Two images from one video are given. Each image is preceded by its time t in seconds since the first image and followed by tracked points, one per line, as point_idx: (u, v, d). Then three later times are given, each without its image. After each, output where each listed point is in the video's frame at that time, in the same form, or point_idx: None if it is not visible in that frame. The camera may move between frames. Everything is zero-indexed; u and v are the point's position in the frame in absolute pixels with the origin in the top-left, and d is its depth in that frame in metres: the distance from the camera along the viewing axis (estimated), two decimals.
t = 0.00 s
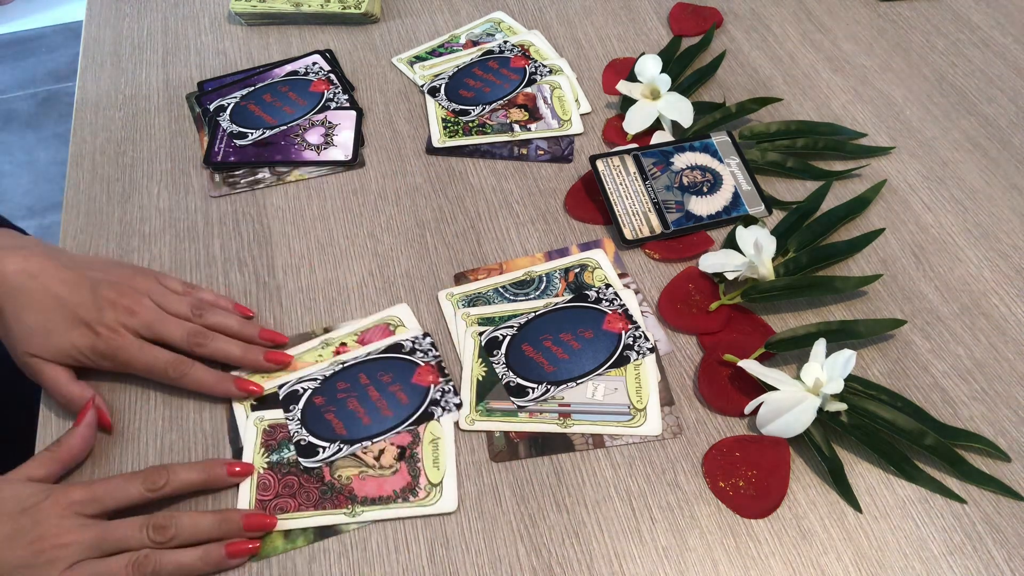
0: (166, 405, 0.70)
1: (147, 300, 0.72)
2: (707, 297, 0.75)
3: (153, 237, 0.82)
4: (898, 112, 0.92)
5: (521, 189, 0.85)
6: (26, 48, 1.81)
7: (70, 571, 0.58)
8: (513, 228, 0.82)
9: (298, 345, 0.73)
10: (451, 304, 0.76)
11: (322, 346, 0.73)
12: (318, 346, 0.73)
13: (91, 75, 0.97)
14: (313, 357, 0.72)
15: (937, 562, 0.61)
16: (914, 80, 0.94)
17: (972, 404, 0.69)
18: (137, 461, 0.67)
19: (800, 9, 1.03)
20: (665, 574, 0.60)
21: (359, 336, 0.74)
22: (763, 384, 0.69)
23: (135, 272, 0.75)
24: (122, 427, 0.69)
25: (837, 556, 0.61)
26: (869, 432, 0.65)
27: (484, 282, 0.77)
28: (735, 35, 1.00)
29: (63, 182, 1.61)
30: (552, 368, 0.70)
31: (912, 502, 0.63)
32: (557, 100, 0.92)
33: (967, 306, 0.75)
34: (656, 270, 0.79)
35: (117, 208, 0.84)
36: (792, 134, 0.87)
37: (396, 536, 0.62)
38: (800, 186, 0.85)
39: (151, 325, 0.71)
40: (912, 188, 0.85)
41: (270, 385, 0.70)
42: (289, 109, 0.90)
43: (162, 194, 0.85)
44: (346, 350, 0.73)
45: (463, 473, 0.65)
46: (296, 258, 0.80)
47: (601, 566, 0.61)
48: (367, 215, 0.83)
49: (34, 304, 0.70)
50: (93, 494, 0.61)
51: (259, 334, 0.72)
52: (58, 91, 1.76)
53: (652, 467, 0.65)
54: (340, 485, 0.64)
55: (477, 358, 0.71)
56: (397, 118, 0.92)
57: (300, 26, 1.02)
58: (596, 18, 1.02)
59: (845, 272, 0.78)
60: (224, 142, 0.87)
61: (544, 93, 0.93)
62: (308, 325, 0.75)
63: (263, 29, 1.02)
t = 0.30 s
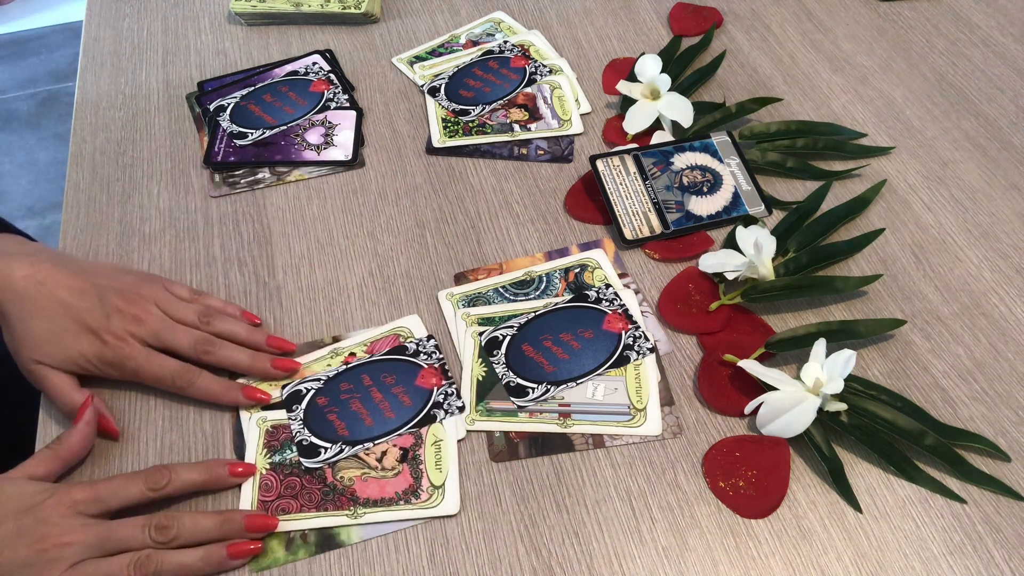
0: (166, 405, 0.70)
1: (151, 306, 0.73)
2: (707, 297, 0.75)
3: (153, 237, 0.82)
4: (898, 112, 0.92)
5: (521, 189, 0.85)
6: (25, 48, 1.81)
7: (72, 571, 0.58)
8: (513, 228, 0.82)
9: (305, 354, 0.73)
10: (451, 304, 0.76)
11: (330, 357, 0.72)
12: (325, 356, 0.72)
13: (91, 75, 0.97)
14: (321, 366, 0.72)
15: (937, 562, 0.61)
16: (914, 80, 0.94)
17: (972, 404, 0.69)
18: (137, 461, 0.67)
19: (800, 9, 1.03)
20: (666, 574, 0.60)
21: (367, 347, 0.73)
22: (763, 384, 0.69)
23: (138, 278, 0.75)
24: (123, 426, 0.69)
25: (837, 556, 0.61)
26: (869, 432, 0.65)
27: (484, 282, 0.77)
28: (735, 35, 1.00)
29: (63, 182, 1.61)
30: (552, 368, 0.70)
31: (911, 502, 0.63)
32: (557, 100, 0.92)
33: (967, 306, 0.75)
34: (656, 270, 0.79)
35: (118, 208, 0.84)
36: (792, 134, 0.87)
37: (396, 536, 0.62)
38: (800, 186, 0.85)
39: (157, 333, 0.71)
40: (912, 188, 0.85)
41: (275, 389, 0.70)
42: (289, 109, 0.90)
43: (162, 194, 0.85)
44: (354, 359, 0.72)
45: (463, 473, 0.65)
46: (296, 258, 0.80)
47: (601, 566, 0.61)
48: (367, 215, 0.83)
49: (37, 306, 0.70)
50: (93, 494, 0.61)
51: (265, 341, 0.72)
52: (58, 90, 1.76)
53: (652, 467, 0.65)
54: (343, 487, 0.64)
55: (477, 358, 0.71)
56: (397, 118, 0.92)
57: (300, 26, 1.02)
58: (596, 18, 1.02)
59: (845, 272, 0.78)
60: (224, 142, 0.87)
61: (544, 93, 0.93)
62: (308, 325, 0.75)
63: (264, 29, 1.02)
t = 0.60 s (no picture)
0: (166, 405, 0.70)
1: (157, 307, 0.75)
2: (707, 297, 0.75)
3: (153, 237, 0.82)
4: (898, 112, 0.92)
5: (520, 189, 0.85)
6: (26, 48, 1.82)
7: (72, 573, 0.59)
8: (513, 228, 0.82)
9: (305, 353, 0.73)
10: (451, 304, 0.76)
11: (330, 356, 0.72)
12: (325, 355, 0.72)
13: (92, 75, 0.97)
14: (321, 366, 0.72)
15: (937, 562, 0.61)
16: (914, 79, 0.94)
17: (972, 404, 0.69)
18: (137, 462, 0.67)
19: (800, 9, 1.03)
20: (666, 574, 0.60)
21: (367, 347, 0.73)
22: (763, 384, 0.69)
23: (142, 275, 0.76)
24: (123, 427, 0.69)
25: (837, 556, 0.61)
26: (869, 432, 0.65)
27: (484, 282, 0.77)
28: (735, 35, 1.00)
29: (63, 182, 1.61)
30: (552, 369, 0.70)
31: (912, 502, 0.63)
32: (557, 100, 0.93)
33: (967, 306, 0.75)
34: (656, 270, 0.79)
35: (117, 208, 0.84)
36: (792, 134, 0.87)
37: (395, 536, 0.62)
38: (799, 185, 0.85)
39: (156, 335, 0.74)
40: (912, 188, 0.85)
41: (275, 389, 0.70)
42: (289, 109, 0.90)
43: (162, 194, 0.85)
44: (354, 360, 0.72)
45: (463, 473, 0.65)
46: (296, 258, 0.80)
47: (601, 566, 0.61)
48: (367, 215, 0.83)
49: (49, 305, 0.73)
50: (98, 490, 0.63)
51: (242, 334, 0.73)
52: (58, 90, 1.76)
53: (652, 467, 0.65)
54: (345, 488, 0.64)
55: (477, 358, 0.71)
56: (397, 118, 0.92)
57: (300, 26, 1.02)
58: (596, 18, 1.02)
59: (845, 272, 0.78)
60: (224, 142, 0.87)
61: (544, 93, 0.93)
62: (308, 325, 0.75)
63: (264, 29, 1.02)
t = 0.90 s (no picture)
0: (166, 405, 0.70)
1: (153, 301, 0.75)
2: (707, 297, 0.75)
3: (153, 237, 0.82)
4: (898, 112, 0.92)
5: (520, 189, 0.85)
6: (26, 48, 1.82)
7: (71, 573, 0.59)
8: (513, 228, 0.82)
9: (305, 353, 0.73)
10: (451, 304, 0.76)
11: (330, 356, 0.72)
12: (325, 355, 0.72)
13: (92, 75, 0.97)
14: (321, 366, 0.72)
15: (937, 562, 0.61)
16: (914, 80, 0.94)
17: (972, 404, 0.69)
18: (137, 461, 0.67)
19: (800, 9, 1.03)
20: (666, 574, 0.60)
21: (366, 347, 0.73)
22: (763, 384, 0.69)
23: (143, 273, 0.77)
24: (123, 426, 0.69)
25: (837, 556, 0.61)
26: (869, 432, 0.65)
27: (484, 282, 0.77)
28: (735, 35, 1.00)
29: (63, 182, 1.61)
30: (552, 369, 0.70)
31: (912, 502, 0.63)
32: (557, 100, 0.92)
33: (967, 306, 0.75)
34: (656, 270, 0.79)
35: (117, 208, 0.84)
36: (792, 134, 0.87)
37: (395, 535, 0.62)
38: (799, 185, 0.85)
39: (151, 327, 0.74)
40: (912, 188, 0.85)
41: (275, 389, 0.70)
42: (288, 109, 0.90)
43: (162, 194, 0.85)
44: (354, 360, 0.72)
45: (464, 473, 0.65)
46: (296, 258, 0.80)
47: (601, 566, 0.61)
48: (367, 215, 0.83)
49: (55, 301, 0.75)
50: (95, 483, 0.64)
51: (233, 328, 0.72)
52: (59, 90, 1.76)
53: (653, 467, 0.65)
54: (345, 488, 0.64)
55: (477, 358, 0.71)
56: (397, 118, 0.92)
57: (299, 26, 1.02)
58: (596, 18, 1.02)
59: (845, 272, 0.78)
60: (224, 142, 0.87)
61: (544, 93, 0.93)
62: (308, 325, 0.75)
63: (264, 29, 1.02)
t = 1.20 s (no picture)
0: (166, 405, 0.70)
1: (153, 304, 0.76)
2: (707, 297, 0.75)
3: (153, 237, 0.82)
4: (898, 112, 0.92)
5: (520, 189, 0.85)
6: (26, 48, 1.82)
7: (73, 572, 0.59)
8: (513, 228, 0.82)
9: (305, 353, 0.73)
10: (451, 304, 0.76)
11: (330, 356, 0.72)
12: (325, 355, 0.73)
13: (92, 75, 0.97)
14: (322, 366, 0.72)
15: (937, 562, 0.61)
16: (914, 79, 0.94)
17: (972, 404, 0.69)
18: (137, 461, 0.67)
19: (800, 9, 1.03)
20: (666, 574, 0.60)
21: (366, 347, 0.73)
22: (763, 384, 0.69)
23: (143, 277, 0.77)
24: (123, 426, 0.69)
25: (836, 556, 0.61)
26: (869, 432, 0.65)
27: (484, 282, 0.77)
28: (735, 35, 1.00)
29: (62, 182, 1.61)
30: (552, 368, 0.70)
31: (912, 502, 0.63)
32: (557, 100, 0.92)
33: (967, 306, 0.75)
34: (656, 270, 0.79)
35: (117, 208, 0.84)
36: (792, 134, 0.87)
37: (395, 535, 0.62)
38: (799, 185, 0.85)
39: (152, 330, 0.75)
40: (912, 188, 0.85)
41: (275, 389, 0.70)
42: (288, 109, 0.90)
43: (162, 194, 0.85)
44: (354, 360, 0.72)
45: (464, 473, 0.65)
46: (296, 258, 0.80)
47: (601, 566, 0.61)
48: (367, 215, 0.83)
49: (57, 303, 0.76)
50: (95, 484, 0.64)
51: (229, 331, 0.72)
52: (58, 90, 1.76)
53: (653, 467, 0.65)
54: (345, 488, 0.64)
55: (477, 358, 0.71)
56: (397, 118, 0.92)
57: (299, 26, 1.02)
58: (596, 18, 1.02)
59: (845, 272, 0.78)
60: (224, 142, 0.87)
61: (544, 93, 0.93)
62: (308, 325, 0.75)
63: (264, 29, 1.02)
